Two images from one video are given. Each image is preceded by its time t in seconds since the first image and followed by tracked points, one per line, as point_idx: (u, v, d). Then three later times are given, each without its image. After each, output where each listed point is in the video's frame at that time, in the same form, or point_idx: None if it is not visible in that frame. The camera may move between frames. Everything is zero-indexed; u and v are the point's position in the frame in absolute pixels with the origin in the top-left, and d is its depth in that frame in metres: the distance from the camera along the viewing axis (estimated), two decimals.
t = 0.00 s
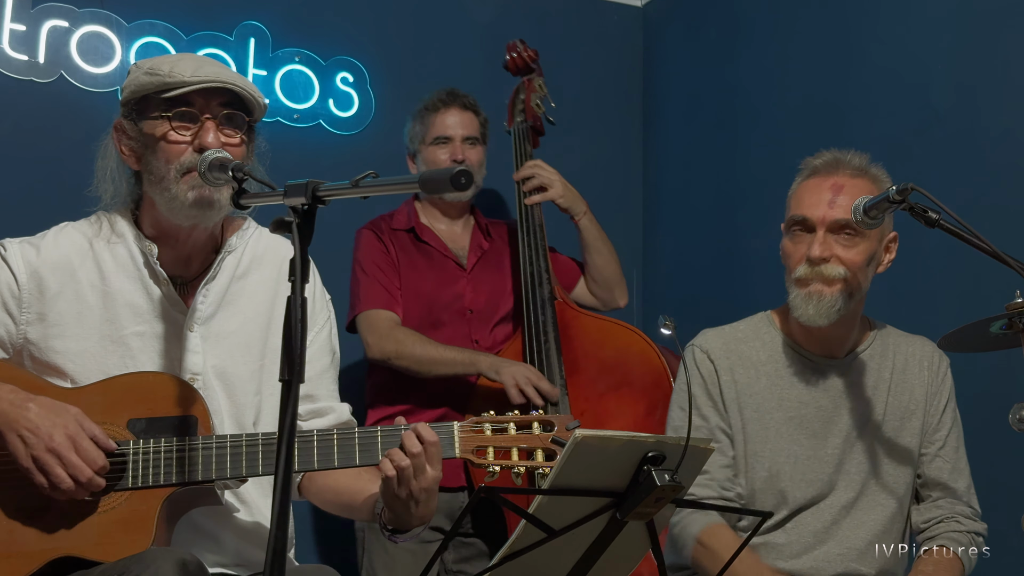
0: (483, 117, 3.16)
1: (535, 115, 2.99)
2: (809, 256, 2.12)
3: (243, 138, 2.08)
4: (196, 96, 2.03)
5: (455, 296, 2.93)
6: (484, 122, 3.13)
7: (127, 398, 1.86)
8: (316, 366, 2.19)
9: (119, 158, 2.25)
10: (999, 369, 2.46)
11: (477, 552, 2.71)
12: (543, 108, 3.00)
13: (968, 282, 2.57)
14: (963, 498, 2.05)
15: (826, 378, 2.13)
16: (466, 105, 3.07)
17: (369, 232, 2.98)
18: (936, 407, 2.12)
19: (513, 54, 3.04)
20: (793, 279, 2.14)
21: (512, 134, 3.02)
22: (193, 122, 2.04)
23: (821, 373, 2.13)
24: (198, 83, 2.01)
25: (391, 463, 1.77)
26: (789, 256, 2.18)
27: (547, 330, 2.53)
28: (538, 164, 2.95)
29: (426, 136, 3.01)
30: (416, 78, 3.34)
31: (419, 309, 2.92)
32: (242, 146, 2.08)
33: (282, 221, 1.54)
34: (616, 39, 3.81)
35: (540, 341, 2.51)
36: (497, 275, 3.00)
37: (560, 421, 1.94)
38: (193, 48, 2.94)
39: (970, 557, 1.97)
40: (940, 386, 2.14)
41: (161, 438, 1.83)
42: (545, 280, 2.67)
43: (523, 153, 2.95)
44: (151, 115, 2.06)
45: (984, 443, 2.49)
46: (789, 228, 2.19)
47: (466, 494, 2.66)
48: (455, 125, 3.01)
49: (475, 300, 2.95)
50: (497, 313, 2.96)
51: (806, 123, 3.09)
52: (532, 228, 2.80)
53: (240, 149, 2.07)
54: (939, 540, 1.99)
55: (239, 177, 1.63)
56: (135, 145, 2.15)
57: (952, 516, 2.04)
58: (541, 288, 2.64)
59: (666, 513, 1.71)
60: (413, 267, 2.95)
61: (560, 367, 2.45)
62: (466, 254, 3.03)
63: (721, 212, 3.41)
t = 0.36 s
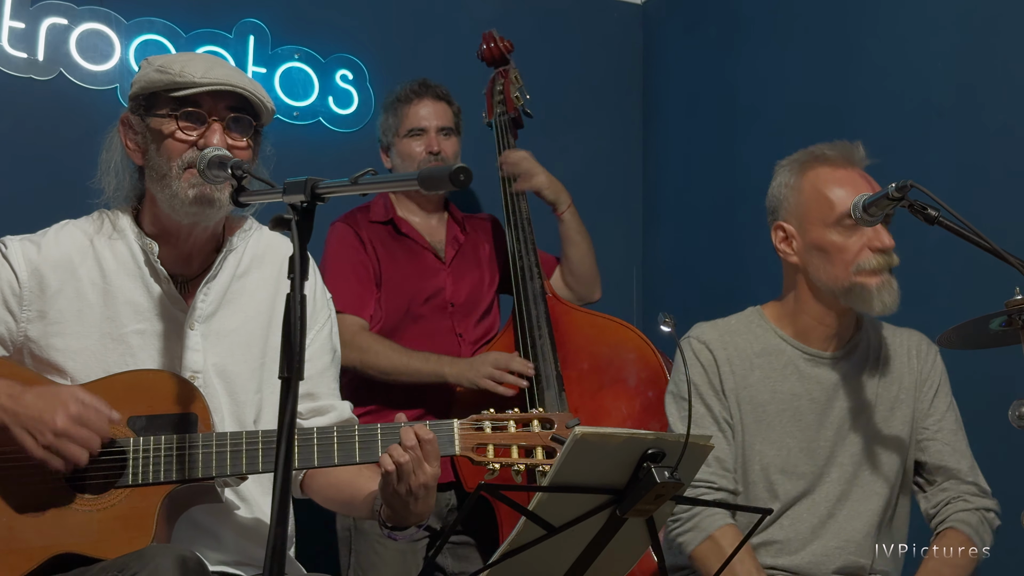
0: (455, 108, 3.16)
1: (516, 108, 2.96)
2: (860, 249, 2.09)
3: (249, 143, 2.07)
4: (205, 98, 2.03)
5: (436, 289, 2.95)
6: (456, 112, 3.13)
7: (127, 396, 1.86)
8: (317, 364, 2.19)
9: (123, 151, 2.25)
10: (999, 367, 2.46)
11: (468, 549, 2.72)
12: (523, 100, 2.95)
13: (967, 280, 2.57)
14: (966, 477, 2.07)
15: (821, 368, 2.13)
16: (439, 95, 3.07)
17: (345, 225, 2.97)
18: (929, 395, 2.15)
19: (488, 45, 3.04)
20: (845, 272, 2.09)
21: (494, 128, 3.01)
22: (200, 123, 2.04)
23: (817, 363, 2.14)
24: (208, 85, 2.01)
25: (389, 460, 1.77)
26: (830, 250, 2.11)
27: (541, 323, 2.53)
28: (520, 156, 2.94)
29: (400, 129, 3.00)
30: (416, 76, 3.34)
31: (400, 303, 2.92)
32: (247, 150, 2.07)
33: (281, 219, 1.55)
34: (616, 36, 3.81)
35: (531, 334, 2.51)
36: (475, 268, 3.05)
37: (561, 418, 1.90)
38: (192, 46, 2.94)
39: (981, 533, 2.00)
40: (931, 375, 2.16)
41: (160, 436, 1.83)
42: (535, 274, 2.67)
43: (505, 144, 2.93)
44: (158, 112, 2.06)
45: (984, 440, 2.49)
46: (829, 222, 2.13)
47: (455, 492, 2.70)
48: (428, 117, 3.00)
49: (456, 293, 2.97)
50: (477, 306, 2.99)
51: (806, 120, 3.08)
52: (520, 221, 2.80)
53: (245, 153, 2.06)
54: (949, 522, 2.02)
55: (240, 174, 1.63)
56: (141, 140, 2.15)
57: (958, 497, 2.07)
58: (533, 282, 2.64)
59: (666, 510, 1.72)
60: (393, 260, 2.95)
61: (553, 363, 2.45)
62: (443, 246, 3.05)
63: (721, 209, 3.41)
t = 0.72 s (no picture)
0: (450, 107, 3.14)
1: (510, 106, 2.94)
2: (866, 263, 2.13)
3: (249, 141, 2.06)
4: (204, 97, 2.03)
5: (429, 286, 2.95)
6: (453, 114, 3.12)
7: (125, 394, 1.86)
8: (318, 358, 2.18)
9: (119, 149, 2.24)
10: (998, 364, 2.46)
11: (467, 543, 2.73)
12: (516, 98, 2.93)
13: (967, 276, 2.57)
14: (938, 481, 2.11)
15: (806, 368, 2.15)
16: (436, 97, 3.05)
17: (338, 222, 2.96)
18: (914, 389, 2.16)
19: (482, 43, 3.03)
20: (850, 286, 2.12)
21: (489, 126, 3.00)
22: (200, 123, 2.04)
23: (802, 364, 2.15)
24: (208, 85, 2.00)
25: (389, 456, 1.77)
26: (836, 264, 2.14)
27: (541, 323, 2.53)
28: (510, 156, 2.94)
29: (396, 131, 2.99)
30: (415, 73, 3.34)
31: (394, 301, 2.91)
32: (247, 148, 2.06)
33: (281, 216, 1.55)
34: (615, 33, 3.81)
35: (531, 334, 2.50)
36: (467, 264, 3.05)
37: (561, 414, 1.91)
38: (192, 43, 2.93)
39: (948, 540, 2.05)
40: (916, 370, 2.18)
41: (160, 433, 1.82)
42: (534, 271, 2.66)
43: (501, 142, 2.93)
44: (158, 112, 2.06)
45: (984, 438, 2.49)
46: (837, 237, 2.15)
47: (451, 490, 2.68)
48: (425, 119, 2.99)
49: (450, 291, 2.98)
50: (470, 304, 3.00)
51: (806, 117, 3.08)
52: (518, 220, 2.79)
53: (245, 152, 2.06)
54: (921, 527, 2.06)
55: (240, 171, 1.63)
56: (139, 138, 2.15)
57: (931, 500, 2.10)
58: (532, 280, 2.63)
59: (666, 507, 1.71)
60: (386, 258, 2.95)
61: (552, 360, 2.46)
62: (436, 244, 3.05)
63: (720, 207, 3.41)
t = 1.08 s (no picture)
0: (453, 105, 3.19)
1: (511, 101, 2.96)
2: (850, 248, 2.15)
3: (241, 129, 2.08)
4: (192, 88, 2.03)
5: (430, 285, 2.96)
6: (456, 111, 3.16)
7: (124, 389, 1.86)
8: (316, 356, 2.18)
9: (114, 151, 2.25)
10: (997, 361, 2.46)
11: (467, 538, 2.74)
12: (517, 93, 2.95)
13: (966, 273, 2.57)
14: (933, 466, 2.12)
15: (795, 361, 2.16)
16: (440, 95, 3.10)
17: (339, 222, 2.96)
18: (902, 374, 2.19)
19: (482, 38, 3.03)
20: (836, 270, 2.14)
21: (489, 121, 3.01)
22: (190, 113, 2.05)
23: (790, 357, 2.16)
24: (196, 76, 2.02)
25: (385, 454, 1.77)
26: (820, 249, 2.16)
27: (540, 318, 2.53)
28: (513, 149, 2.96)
29: (400, 128, 3.04)
30: (413, 69, 3.34)
31: (395, 300, 2.92)
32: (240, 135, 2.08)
33: (280, 212, 1.55)
34: (613, 30, 3.80)
35: (531, 332, 2.50)
36: (469, 262, 3.05)
37: (558, 411, 1.93)
38: (190, 40, 2.93)
39: (949, 526, 2.05)
40: (903, 357, 2.20)
41: (158, 429, 1.83)
42: (532, 268, 2.66)
43: (501, 137, 2.94)
44: (147, 106, 2.07)
45: (984, 436, 2.49)
46: (822, 221, 2.17)
47: (451, 485, 2.70)
48: (426, 117, 3.04)
49: (451, 289, 2.98)
50: (470, 303, 3.00)
51: (805, 114, 3.08)
52: (517, 214, 2.80)
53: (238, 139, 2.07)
54: (920, 515, 2.07)
55: (240, 167, 1.63)
56: (131, 136, 2.15)
57: (925, 486, 2.12)
58: (528, 277, 2.62)
59: (664, 503, 1.71)
60: (387, 257, 2.96)
61: (552, 357, 2.46)
62: (438, 242, 3.05)
63: (719, 205, 3.41)
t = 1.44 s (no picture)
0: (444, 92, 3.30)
1: (513, 97, 3.00)
2: (830, 249, 2.16)
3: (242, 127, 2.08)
4: (194, 85, 2.03)
5: (424, 283, 2.96)
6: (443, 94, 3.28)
7: (123, 385, 1.86)
8: (316, 354, 2.18)
9: (115, 148, 2.24)
10: (994, 358, 2.46)
11: (467, 535, 2.74)
12: (520, 90, 3.00)
13: (963, 270, 2.57)
14: (933, 460, 2.12)
15: (786, 357, 2.17)
16: (439, 85, 3.20)
17: (328, 226, 2.97)
18: (896, 371, 2.18)
19: (487, 34, 3.08)
20: (816, 273, 2.14)
21: (491, 117, 3.05)
22: (192, 111, 2.04)
23: (781, 353, 2.17)
24: (197, 72, 2.02)
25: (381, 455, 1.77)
26: (800, 252, 2.17)
27: (540, 316, 2.53)
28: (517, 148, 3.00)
29: (406, 117, 3.13)
30: (411, 65, 3.34)
31: (389, 301, 2.93)
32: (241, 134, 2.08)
33: (277, 208, 1.55)
34: (611, 26, 3.80)
35: (531, 332, 2.49)
36: (462, 259, 3.05)
37: (559, 408, 1.92)
38: (187, 36, 2.92)
39: (948, 520, 2.06)
40: (898, 351, 2.21)
41: (158, 425, 1.83)
42: (534, 265, 2.67)
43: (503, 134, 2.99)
44: (149, 104, 2.07)
45: (982, 435, 2.49)
46: (801, 224, 2.18)
47: (452, 481, 2.71)
48: (429, 106, 3.14)
49: (444, 287, 2.98)
50: (465, 298, 2.99)
51: (802, 111, 3.08)
52: (518, 211, 2.84)
53: (239, 137, 2.07)
54: (920, 511, 2.07)
55: (236, 163, 1.63)
56: (134, 134, 2.15)
57: (925, 482, 2.11)
58: (530, 273, 2.64)
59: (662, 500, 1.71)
60: (379, 259, 2.97)
61: (551, 351, 2.46)
62: (429, 239, 3.07)
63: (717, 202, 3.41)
